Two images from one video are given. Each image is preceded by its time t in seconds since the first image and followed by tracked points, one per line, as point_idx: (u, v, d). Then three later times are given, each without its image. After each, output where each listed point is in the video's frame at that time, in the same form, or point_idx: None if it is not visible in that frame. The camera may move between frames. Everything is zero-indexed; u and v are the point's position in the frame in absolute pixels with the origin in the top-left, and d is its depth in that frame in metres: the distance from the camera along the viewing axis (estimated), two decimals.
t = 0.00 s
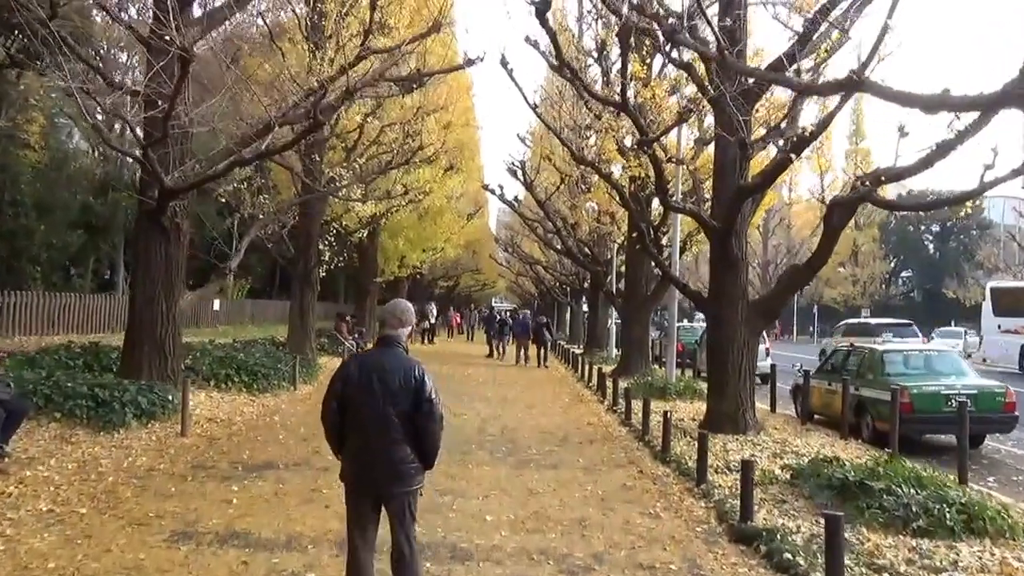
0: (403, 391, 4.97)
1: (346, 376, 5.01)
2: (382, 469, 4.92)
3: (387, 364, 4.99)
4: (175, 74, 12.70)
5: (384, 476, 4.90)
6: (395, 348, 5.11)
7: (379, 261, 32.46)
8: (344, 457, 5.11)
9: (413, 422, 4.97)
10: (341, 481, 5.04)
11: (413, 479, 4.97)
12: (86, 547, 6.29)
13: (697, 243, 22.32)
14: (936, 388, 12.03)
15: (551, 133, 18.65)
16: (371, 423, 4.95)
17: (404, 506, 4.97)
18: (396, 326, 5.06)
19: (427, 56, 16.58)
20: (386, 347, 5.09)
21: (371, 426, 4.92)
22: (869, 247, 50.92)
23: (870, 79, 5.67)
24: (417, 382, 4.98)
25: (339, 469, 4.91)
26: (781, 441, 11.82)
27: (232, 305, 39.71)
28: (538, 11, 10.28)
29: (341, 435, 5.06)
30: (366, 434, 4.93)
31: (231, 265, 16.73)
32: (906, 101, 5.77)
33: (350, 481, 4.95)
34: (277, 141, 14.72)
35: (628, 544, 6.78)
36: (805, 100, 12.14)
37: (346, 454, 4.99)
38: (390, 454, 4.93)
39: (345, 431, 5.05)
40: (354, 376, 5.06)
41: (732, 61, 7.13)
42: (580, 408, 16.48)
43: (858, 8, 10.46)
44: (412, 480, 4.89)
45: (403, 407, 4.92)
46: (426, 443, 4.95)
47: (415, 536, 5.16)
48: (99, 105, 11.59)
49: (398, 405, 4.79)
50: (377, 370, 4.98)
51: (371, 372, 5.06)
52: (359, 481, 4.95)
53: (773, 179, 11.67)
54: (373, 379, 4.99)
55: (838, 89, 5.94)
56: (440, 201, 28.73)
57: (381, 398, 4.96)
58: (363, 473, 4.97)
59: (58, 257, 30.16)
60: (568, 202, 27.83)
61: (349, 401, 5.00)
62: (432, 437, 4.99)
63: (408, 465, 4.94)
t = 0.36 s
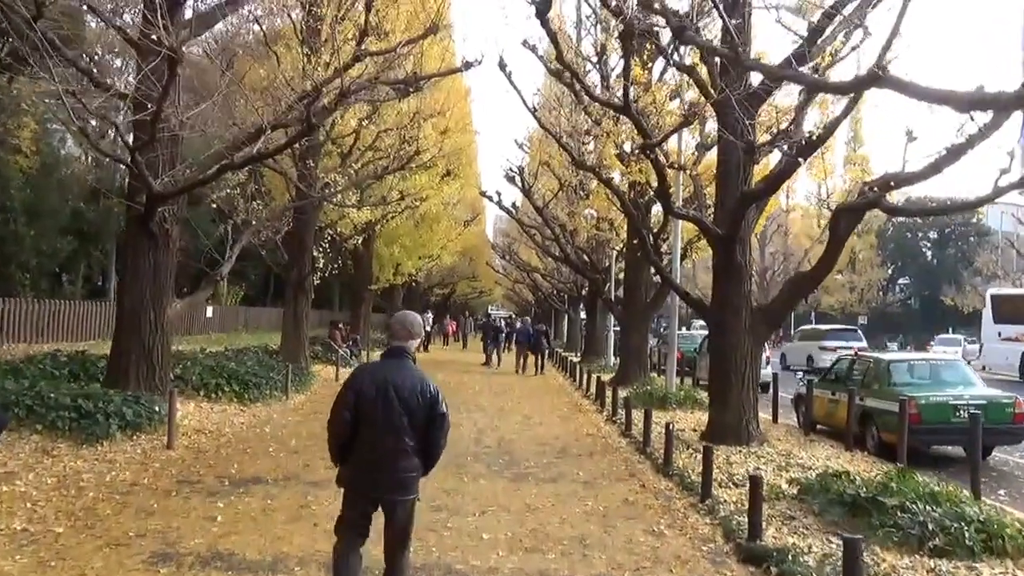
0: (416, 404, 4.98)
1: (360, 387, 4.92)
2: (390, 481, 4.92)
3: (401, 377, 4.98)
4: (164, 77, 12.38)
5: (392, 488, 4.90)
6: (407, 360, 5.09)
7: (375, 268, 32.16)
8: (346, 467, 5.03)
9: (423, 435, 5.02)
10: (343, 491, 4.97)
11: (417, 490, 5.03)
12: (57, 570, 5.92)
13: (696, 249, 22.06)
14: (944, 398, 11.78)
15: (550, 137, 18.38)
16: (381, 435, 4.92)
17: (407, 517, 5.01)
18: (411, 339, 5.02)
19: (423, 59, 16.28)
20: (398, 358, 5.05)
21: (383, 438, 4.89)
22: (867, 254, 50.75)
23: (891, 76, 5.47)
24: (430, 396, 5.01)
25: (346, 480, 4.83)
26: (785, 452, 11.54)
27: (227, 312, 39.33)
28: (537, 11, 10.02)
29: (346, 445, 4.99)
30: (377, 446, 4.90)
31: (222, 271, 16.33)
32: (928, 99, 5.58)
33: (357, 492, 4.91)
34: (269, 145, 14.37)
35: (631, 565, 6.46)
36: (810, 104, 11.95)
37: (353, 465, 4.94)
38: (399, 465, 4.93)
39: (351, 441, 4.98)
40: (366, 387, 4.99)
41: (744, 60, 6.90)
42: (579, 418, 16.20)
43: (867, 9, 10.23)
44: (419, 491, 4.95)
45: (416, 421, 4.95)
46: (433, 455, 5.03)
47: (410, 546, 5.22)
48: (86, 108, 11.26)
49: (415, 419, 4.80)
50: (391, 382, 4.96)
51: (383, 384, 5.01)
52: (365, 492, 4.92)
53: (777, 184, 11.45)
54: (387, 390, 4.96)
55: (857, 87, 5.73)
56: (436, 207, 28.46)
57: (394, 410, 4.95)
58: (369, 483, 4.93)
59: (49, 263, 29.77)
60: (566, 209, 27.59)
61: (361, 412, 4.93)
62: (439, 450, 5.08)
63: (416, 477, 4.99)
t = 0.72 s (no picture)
0: (398, 411, 4.90)
1: (341, 397, 4.86)
2: (376, 491, 4.83)
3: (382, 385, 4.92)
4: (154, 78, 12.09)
5: (379, 498, 4.81)
6: (387, 369, 5.03)
7: (372, 277, 31.84)
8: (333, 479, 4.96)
9: (407, 443, 4.93)
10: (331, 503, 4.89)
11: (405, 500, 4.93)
12: None
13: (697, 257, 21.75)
14: (954, 409, 11.43)
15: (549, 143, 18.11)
16: (365, 444, 4.84)
17: (397, 528, 4.91)
18: (390, 348, 4.98)
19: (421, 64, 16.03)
20: (378, 367, 4.99)
21: (367, 448, 4.82)
22: (867, 264, 50.53)
23: (921, 64, 5.57)
24: (412, 403, 4.94)
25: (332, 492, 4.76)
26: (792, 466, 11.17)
27: (222, 322, 38.92)
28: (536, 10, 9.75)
29: (331, 457, 4.92)
30: (361, 457, 4.83)
31: (212, 278, 15.99)
32: (954, 87, 5.60)
33: (343, 504, 4.83)
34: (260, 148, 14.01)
35: None
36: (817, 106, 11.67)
37: (339, 478, 4.86)
38: (385, 475, 4.85)
39: (336, 453, 4.91)
40: (348, 397, 4.93)
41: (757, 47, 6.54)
42: (579, 430, 15.81)
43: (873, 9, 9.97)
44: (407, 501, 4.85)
45: (398, 428, 4.86)
46: (418, 463, 4.93)
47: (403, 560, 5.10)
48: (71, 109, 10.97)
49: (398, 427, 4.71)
50: (373, 392, 4.89)
51: (364, 393, 4.94)
52: (352, 504, 4.83)
53: (783, 189, 11.16)
54: (369, 399, 4.89)
55: (886, 72, 5.77)
56: (434, 216, 28.18)
57: (376, 419, 4.88)
58: (355, 494, 4.84)
59: (41, 272, 29.40)
60: (566, 217, 27.32)
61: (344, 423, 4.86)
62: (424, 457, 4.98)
63: (403, 486, 4.90)
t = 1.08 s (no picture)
0: (371, 416, 4.95)
1: (315, 401, 4.96)
2: (347, 493, 4.90)
3: (356, 390, 4.96)
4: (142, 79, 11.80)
5: (349, 501, 4.89)
6: (363, 374, 5.07)
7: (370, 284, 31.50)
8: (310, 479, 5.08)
9: (381, 448, 4.97)
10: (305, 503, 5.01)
11: (378, 503, 5.00)
12: None
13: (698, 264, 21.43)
14: (965, 420, 11.08)
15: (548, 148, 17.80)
16: (338, 447, 4.92)
17: (371, 530, 4.99)
18: (365, 354, 5.02)
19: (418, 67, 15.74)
20: (353, 372, 5.03)
21: (338, 451, 4.90)
22: (869, 271, 50.26)
23: (941, 56, 5.27)
24: (386, 409, 4.96)
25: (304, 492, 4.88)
26: (799, 479, 10.80)
27: (219, 328, 38.54)
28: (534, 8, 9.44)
29: (307, 458, 5.03)
30: (334, 460, 4.91)
31: (203, 285, 15.62)
32: (975, 79, 5.28)
33: (315, 506, 4.93)
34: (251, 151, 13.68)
35: None
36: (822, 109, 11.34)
37: (312, 478, 4.96)
38: (356, 478, 4.91)
39: (311, 454, 5.02)
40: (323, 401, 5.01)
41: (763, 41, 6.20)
42: (579, 440, 15.45)
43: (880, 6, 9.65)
44: (378, 506, 4.92)
45: (370, 434, 4.91)
46: (391, 468, 4.96)
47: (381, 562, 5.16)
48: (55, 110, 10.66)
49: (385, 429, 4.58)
50: (347, 397, 4.94)
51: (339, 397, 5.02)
52: (324, 506, 4.93)
53: (788, 193, 10.84)
54: (342, 403, 4.95)
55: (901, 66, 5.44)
56: (431, 223, 27.83)
57: (348, 423, 4.95)
58: (328, 496, 4.95)
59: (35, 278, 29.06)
60: (565, 224, 27.02)
61: (318, 426, 4.95)
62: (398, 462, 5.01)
63: (376, 489, 4.96)
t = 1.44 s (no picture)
0: (381, 419, 5.06)
1: (326, 401, 5.01)
2: (353, 494, 4.98)
3: (367, 393, 5.07)
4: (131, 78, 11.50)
5: (355, 501, 4.96)
6: (373, 377, 5.18)
7: (365, 290, 31.20)
8: (312, 479, 5.11)
9: (389, 450, 5.10)
10: (308, 503, 5.04)
11: (380, 504, 5.10)
12: None
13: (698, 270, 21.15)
14: (976, 429, 10.81)
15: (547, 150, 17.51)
16: (346, 448, 5.00)
17: (373, 531, 5.08)
18: (376, 356, 5.13)
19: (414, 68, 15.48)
20: (363, 375, 5.13)
21: (346, 453, 4.97)
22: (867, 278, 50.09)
23: (979, 36, 5.29)
24: (395, 412, 5.09)
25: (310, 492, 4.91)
26: (806, 490, 10.50)
27: (213, 335, 38.10)
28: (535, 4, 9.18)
29: (312, 457, 5.07)
30: (341, 461, 4.98)
31: (193, 290, 15.25)
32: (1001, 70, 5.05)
33: (320, 505, 4.98)
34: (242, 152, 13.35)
35: None
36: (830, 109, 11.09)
37: (318, 478, 5.01)
38: (363, 480, 5.00)
39: (317, 453, 5.07)
40: (333, 401, 5.08)
41: (786, 24, 5.96)
42: (578, 449, 15.13)
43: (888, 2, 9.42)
44: (382, 507, 5.04)
45: (381, 436, 5.02)
46: (397, 470, 5.10)
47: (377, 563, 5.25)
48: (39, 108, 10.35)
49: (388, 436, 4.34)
50: (358, 399, 5.03)
51: (348, 399, 5.09)
52: (329, 506, 4.99)
53: (794, 194, 10.58)
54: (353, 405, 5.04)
55: (937, 45, 5.44)
56: (428, 228, 27.50)
57: (358, 425, 5.03)
58: (333, 496, 5.00)
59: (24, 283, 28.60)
60: (563, 229, 26.77)
61: (327, 426, 5.02)
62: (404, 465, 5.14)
63: (381, 491, 5.06)
